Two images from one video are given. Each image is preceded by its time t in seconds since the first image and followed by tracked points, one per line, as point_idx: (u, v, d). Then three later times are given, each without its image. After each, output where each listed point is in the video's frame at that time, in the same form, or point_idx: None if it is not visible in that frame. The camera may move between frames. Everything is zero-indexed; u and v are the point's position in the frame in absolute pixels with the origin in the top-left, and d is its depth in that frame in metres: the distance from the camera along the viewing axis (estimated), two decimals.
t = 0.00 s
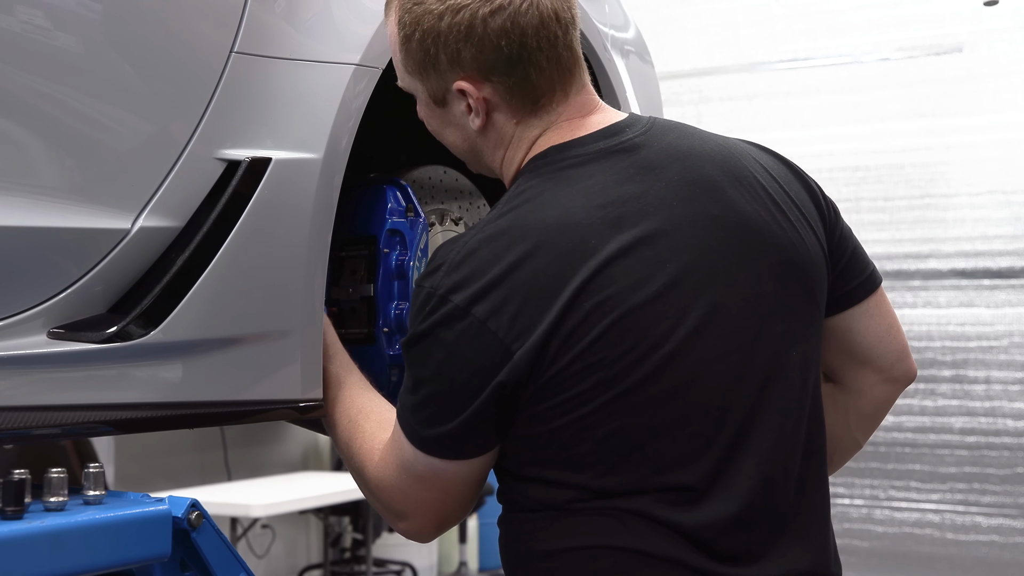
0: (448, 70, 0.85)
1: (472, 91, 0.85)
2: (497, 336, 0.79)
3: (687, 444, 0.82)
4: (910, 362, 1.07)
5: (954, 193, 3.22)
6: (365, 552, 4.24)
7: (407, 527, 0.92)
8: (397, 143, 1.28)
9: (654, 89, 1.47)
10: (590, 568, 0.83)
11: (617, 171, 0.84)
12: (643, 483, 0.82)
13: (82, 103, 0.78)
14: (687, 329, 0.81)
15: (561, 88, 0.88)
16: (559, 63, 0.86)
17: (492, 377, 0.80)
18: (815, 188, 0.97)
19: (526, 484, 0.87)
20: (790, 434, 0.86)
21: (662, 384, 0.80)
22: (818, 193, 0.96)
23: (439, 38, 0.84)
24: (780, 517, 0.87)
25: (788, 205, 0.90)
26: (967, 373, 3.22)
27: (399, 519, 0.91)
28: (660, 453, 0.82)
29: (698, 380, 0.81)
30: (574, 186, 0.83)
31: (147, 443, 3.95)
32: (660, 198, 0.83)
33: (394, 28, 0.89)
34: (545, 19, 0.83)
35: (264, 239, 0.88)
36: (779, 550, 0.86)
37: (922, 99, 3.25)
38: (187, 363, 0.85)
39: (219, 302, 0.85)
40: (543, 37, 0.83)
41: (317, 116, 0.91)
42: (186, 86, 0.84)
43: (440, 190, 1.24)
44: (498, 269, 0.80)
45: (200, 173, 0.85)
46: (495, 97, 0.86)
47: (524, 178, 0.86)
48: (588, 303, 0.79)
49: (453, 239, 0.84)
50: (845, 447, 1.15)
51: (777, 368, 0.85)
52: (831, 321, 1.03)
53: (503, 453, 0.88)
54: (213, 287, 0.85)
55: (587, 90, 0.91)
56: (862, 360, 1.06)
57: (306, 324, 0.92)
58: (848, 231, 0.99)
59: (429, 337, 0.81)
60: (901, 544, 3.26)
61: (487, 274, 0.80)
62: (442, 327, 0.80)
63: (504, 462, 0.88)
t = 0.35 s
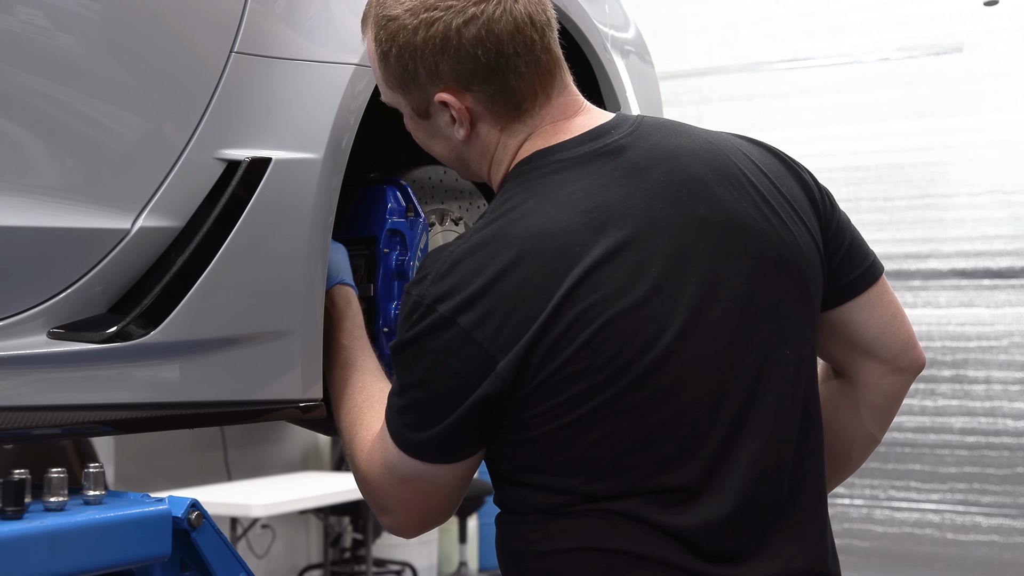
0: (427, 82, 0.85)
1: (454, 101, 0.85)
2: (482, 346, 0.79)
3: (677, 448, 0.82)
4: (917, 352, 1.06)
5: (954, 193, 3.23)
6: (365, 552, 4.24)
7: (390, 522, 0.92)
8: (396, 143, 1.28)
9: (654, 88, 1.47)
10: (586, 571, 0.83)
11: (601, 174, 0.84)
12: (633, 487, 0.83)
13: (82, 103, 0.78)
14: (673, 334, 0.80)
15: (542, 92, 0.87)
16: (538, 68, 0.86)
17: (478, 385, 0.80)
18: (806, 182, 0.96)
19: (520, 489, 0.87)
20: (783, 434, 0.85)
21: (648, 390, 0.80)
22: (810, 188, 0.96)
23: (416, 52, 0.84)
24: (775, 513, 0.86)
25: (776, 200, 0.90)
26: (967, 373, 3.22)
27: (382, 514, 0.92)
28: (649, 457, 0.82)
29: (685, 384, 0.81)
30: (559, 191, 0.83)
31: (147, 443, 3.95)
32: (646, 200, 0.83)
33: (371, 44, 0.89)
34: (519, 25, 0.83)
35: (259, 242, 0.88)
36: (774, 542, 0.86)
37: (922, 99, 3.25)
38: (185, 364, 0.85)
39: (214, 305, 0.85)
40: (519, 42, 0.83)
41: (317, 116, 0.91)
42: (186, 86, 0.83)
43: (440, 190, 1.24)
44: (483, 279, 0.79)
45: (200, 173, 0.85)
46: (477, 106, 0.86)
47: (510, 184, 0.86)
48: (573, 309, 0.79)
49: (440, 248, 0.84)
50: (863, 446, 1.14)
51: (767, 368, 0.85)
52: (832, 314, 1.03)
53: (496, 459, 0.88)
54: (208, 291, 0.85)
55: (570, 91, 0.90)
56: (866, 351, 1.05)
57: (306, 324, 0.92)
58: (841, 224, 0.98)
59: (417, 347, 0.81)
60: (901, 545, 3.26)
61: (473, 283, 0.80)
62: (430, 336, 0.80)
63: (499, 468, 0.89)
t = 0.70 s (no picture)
0: (425, 79, 0.85)
1: (451, 97, 0.85)
2: (477, 342, 0.79)
3: (671, 447, 0.82)
4: (913, 354, 1.06)
5: (954, 193, 3.22)
6: (365, 553, 4.24)
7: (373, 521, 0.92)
8: (396, 143, 1.28)
9: (654, 88, 1.47)
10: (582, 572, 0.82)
11: (598, 173, 0.84)
12: (626, 485, 0.82)
13: (82, 104, 0.78)
14: (670, 334, 0.80)
15: (540, 90, 0.87)
16: (536, 65, 0.85)
17: (471, 383, 0.80)
18: (803, 184, 0.96)
19: (514, 487, 0.87)
20: (777, 435, 0.86)
21: (643, 388, 0.80)
22: (808, 190, 0.96)
23: (412, 48, 0.84)
24: (768, 515, 0.87)
25: (773, 201, 0.90)
26: (967, 373, 3.22)
27: (365, 512, 0.91)
28: (644, 456, 0.82)
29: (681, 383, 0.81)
30: (556, 188, 0.83)
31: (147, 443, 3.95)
32: (643, 200, 0.83)
33: (371, 39, 0.89)
34: (516, 22, 0.83)
35: (257, 241, 0.88)
36: (765, 547, 0.87)
37: (922, 99, 3.25)
38: (181, 364, 0.85)
39: (211, 304, 0.85)
40: (516, 39, 0.83)
41: (318, 116, 0.92)
42: (186, 86, 0.84)
43: (440, 190, 1.24)
44: (478, 275, 0.79)
45: (200, 173, 0.86)
46: (474, 103, 0.86)
47: (506, 181, 0.85)
48: (568, 308, 0.79)
49: (436, 243, 0.83)
50: (859, 451, 1.14)
51: (762, 369, 0.85)
52: (829, 317, 1.03)
53: (491, 457, 0.88)
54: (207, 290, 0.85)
55: (568, 90, 0.90)
56: (862, 355, 1.05)
57: (305, 324, 0.92)
58: (840, 226, 0.98)
59: (411, 342, 0.80)
60: (901, 545, 3.26)
61: (468, 279, 0.79)
62: (424, 330, 0.80)
63: (494, 467, 0.89)
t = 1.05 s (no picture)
0: (428, 70, 0.85)
1: (453, 89, 0.84)
2: (491, 344, 0.78)
3: (687, 451, 0.82)
4: (892, 356, 1.07)
5: (954, 193, 3.22)
6: (365, 553, 4.24)
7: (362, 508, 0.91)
8: (396, 143, 1.28)
9: (654, 88, 1.47)
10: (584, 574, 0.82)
11: (615, 175, 0.83)
12: (643, 491, 0.82)
13: (82, 103, 0.78)
14: (687, 339, 0.81)
15: (545, 83, 0.86)
16: (541, 58, 0.85)
17: (480, 385, 0.78)
18: (804, 186, 0.97)
19: (524, 491, 0.86)
20: (782, 440, 0.87)
21: (660, 393, 0.80)
22: (807, 192, 0.96)
23: (414, 38, 0.83)
24: (772, 518, 0.88)
25: (781, 206, 0.90)
26: (967, 373, 3.22)
27: (356, 498, 0.91)
28: (661, 461, 0.82)
29: (696, 388, 0.81)
30: (574, 189, 0.82)
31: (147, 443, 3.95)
32: (660, 203, 0.83)
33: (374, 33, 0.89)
34: (519, 12, 0.83)
35: (261, 240, 0.88)
36: (770, 548, 0.88)
37: (923, 99, 3.25)
38: (174, 364, 0.84)
39: (211, 302, 0.85)
40: (518, 30, 0.83)
41: (318, 116, 0.92)
42: (187, 86, 0.84)
43: (440, 190, 1.24)
44: (499, 277, 0.78)
45: (199, 173, 0.85)
46: (476, 95, 0.85)
47: (516, 179, 0.84)
48: (588, 313, 0.79)
49: (446, 241, 0.82)
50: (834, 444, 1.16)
51: (772, 373, 0.86)
52: (817, 319, 1.03)
53: (495, 457, 0.87)
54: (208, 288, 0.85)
55: (573, 86, 0.90)
56: (846, 356, 1.06)
57: (305, 324, 0.92)
58: (837, 229, 0.99)
59: (422, 339, 0.78)
60: (901, 545, 3.26)
61: (488, 281, 0.78)
62: (443, 329, 0.78)
63: (499, 467, 0.88)
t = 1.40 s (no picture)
0: (444, 69, 0.84)
1: (469, 87, 0.83)
2: (499, 342, 0.78)
3: (689, 455, 0.82)
4: (891, 372, 1.07)
5: (954, 193, 3.22)
6: (365, 553, 4.24)
7: (385, 520, 0.90)
8: (396, 143, 1.28)
9: (654, 89, 1.47)
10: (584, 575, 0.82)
11: (626, 178, 0.83)
12: (643, 492, 0.82)
13: (81, 103, 0.78)
14: (694, 343, 0.81)
15: (561, 83, 0.86)
16: (558, 58, 0.84)
17: (490, 384, 0.78)
18: (812, 197, 0.97)
19: (525, 492, 0.86)
20: (781, 448, 0.87)
21: (666, 396, 0.80)
22: (815, 203, 0.96)
23: (431, 36, 0.82)
24: (767, 525, 0.88)
25: (789, 213, 0.90)
26: (967, 373, 3.22)
27: (379, 509, 0.89)
28: (662, 464, 0.82)
29: (701, 392, 0.81)
30: (583, 190, 0.81)
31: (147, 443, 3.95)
32: (669, 207, 0.82)
33: (388, 29, 0.87)
34: (539, 12, 0.82)
35: (263, 240, 0.88)
36: (763, 557, 0.89)
37: (923, 99, 3.25)
38: (171, 364, 0.84)
39: (213, 301, 0.85)
40: (538, 29, 0.81)
41: (317, 115, 0.92)
42: (187, 86, 0.84)
43: (440, 190, 1.24)
44: (506, 275, 0.78)
45: (199, 173, 0.85)
46: (493, 94, 0.84)
47: (525, 177, 0.84)
48: (594, 316, 0.79)
49: (452, 237, 0.81)
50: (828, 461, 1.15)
51: (774, 380, 0.86)
52: (818, 329, 1.03)
53: (498, 457, 0.87)
54: (210, 288, 0.85)
55: (588, 87, 0.89)
56: (845, 367, 1.06)
57: (305, 325, 0.92)
58: (842, 241, 0.99)
59: (428, 337, 0.78)
60: (901, 545, 3.26)
61: (495, 278, 0.78)
62: (447, 327, 0.78)
63: (501, 468, 0.87)
